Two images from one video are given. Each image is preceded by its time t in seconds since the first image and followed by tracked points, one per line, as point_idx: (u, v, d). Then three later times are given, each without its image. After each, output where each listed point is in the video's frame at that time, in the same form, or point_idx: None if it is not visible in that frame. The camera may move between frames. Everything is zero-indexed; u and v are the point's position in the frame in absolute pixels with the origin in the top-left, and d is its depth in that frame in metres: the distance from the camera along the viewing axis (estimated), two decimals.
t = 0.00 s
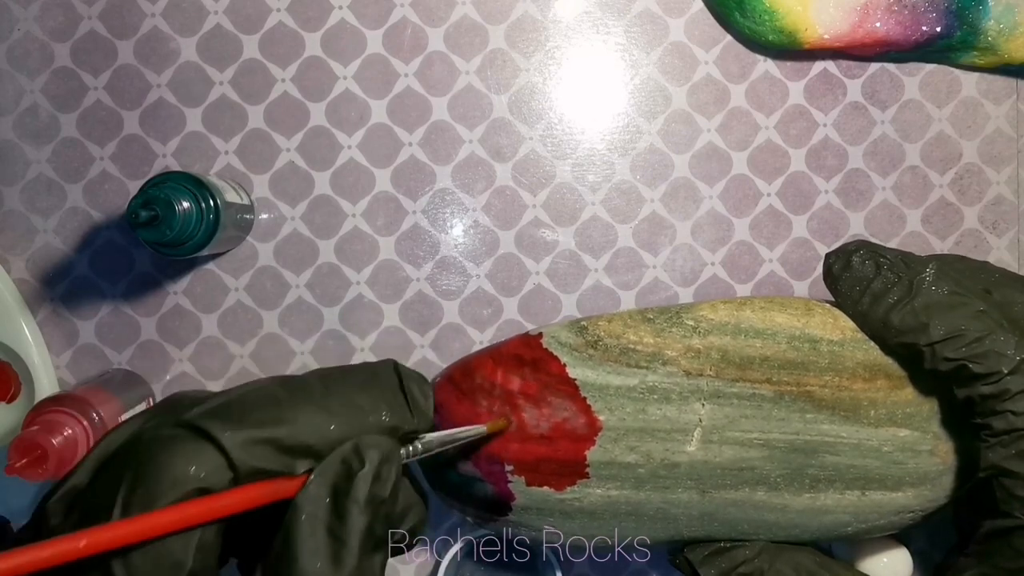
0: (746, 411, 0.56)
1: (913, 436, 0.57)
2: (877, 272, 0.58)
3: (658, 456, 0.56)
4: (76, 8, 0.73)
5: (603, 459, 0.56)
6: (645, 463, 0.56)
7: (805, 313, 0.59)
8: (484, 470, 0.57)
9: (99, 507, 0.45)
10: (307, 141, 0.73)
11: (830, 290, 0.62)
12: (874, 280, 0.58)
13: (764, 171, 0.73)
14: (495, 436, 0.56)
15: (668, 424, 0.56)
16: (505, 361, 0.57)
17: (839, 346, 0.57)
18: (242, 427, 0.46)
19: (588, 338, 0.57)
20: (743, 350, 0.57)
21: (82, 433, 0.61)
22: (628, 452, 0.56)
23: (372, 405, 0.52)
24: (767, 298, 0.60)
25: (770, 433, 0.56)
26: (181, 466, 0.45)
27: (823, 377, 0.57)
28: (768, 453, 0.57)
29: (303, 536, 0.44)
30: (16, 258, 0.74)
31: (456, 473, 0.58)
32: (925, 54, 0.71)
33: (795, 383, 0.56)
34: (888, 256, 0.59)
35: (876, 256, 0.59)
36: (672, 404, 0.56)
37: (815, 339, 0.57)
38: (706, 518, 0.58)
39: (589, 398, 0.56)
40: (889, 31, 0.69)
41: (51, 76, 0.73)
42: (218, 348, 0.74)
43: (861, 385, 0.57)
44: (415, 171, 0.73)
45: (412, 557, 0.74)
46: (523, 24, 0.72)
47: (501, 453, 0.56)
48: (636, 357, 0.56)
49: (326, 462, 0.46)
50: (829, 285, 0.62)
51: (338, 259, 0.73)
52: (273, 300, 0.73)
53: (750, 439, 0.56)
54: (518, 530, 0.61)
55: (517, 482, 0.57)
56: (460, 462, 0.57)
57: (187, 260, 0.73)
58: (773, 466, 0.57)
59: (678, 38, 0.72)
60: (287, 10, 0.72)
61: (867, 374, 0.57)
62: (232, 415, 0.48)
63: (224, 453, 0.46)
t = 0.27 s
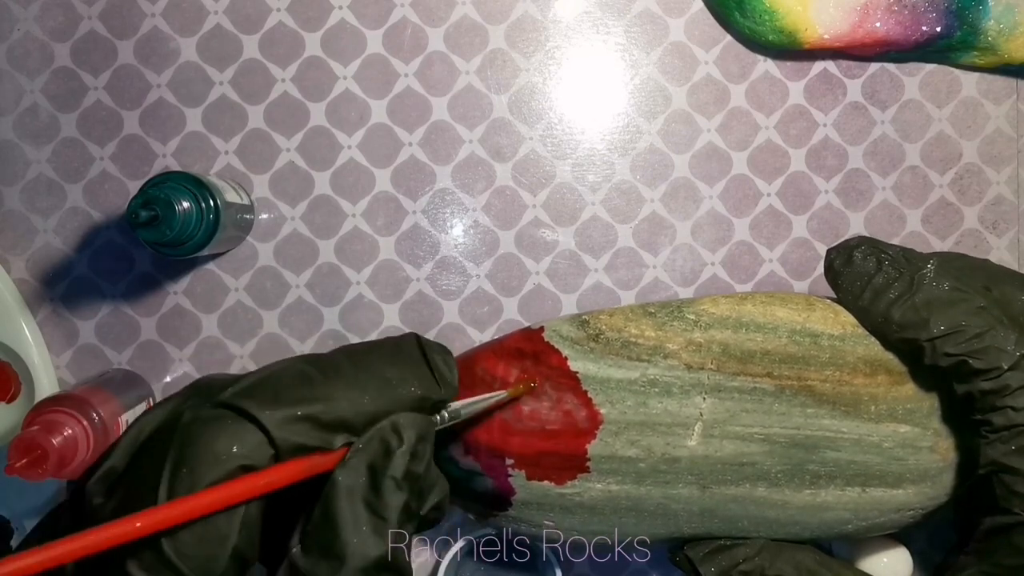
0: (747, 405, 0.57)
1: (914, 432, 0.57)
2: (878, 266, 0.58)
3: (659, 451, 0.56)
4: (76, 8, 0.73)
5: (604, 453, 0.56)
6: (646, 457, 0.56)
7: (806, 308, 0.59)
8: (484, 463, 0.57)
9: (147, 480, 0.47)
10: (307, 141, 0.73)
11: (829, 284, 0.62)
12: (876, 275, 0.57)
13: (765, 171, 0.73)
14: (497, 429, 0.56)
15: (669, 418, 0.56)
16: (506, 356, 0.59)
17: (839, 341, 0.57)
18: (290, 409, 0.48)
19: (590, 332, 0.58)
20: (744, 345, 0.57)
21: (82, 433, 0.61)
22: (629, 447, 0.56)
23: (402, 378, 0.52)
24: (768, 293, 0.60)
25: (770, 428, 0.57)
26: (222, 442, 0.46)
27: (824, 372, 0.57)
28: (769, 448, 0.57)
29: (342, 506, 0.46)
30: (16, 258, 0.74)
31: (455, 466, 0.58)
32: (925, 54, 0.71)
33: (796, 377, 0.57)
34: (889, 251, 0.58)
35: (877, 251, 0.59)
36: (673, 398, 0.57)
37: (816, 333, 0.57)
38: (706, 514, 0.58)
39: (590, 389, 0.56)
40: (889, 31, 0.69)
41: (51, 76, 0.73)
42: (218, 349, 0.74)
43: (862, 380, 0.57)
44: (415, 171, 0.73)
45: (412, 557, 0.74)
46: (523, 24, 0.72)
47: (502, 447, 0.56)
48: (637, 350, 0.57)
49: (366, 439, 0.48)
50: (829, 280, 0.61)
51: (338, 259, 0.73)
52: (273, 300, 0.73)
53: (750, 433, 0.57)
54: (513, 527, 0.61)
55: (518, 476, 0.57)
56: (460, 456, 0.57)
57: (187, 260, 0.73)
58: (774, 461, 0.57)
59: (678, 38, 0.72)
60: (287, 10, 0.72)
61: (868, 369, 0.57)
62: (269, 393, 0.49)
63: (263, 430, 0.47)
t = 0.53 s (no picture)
0: (749, 396, 0.57)
1: (914, 426, 0.58)
2: (880, 260, 0.58)
3: (661, 442, 0.57)
4: (76, 8, 0.73)
5: (606, 444, 0.56)
6: (647, 449, 0.57)
7: (808, 301, 0.60)
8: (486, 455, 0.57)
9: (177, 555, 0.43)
10: (307, 141, 0.73)
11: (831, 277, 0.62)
12: (877, 268, 0.58)
13: (764, 171, 0.73)
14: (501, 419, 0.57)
15: (671, 408, 0.57)
16: (509, 347, 0.59)
17: (840, 333, 0.58)
18: (325, 475, 0.45)
19: (592, 323, 0.59)
20: (746, 336, 0.58)
21: (82, 433, 0.62)
22: (630, 438, 0.57)
23: (443, 442, 0.50)
24: (769, 287, 0.62)
25: (772, 420, 0.57)
26: (257, 509, 0.44)
27: (823, 364, 0.58)
28: (771, 440, 0.57)
29: None
30: (15, 258, 0.74)
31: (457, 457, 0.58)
32: (925, 54, 0.71)
33: (797, 368, 0.58)
34: (890, 245, 0.59)
35: (878, 245, 0.59)
36: (675, 388, 0.57)
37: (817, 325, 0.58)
38: (708, 508, 0.59)
39: (591, 377, 0.57)
40: (889, 31, 0.69)
41: (51, 76, 0.73)
42: (218, 349, 0.74)
43: (863, 372, 0.58)
44: (415, 171, 0.73)
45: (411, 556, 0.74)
46: (523, 24, 0.72)
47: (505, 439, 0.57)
48: (638, 341, 0.58)
49: (404, 505, 0.47)
50: (830, 274, 0.62)
51: (338, 259, 0.73)
52: (273, 300, 0.74)
53: (752, 425, 0.57)
54: (509, 522, 0.61)
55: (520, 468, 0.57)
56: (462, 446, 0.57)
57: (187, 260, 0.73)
58: (776, 454, 0.58)
59: (678, 38, 0.72)
60: (287, 10, 0.72)
61: (868, 361, 0.58)
62: (308, 455, 0.47)
63: (302, 499, 0.45)
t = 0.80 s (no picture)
0: (758, 341, 0.54)
1: (919, 381, 0.55)
2: (884, 221, 0.59)
3: (671, 389, 0.53)
4: (77, 8, 0.73)
5: (617, 388, 0.52)
6: (658, 396, 0.53)
7: (813, 254, 0.58)
8: (494, 399, 0.53)
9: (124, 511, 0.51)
10: (308, 141, 0.73)
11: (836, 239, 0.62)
12: (882, 227, 0.59)
13: (764, 171, 0.73)
14: (510, 363, 0.53)
15: (682, 351, 0.53)
16: (521, 291, 0.56)
17: (844, 283, 0.57)
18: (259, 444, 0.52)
19: (603, 270, 0.56)
20: (756, 282, 0.56)
21: (83, 433, 0.62)
22: (641, 382, 0.53)
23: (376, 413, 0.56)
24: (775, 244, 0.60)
25: (782, 368, 0.54)
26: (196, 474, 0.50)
27: (830, 313, 0.56)
28: (780, 390, 0.54)
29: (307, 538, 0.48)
30: (16, 258, 0.74)
31: (465, 405, 0.54)
32: (924, 54, 0.71)
33: (805, 314, 0.55)
34: (896, 208, 0.60)
35: (885, 208, 0.60)
36: (686, 330, 0.54)
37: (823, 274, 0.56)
38: (716, 468, 0.54)
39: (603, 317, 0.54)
40: (889, 31, 0.70)
41: (51, 76, 0.73)
42: (218, 349, 0.74)
43: (867, 323, 0.56)
44: (415, 171, 0.73)
45: (412, 557, 0.74)
46: (523, 24, 0.72)
47: (513, 381, 0.53)
48: (651, 283, 0.55)
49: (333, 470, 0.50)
50: (836, 233, 0.62)
51: (338, 259, 0.73)
52: (273, 300, 0.74)
53: (762, 372, 0.53)
54: (515, 488, 0.56)
55: (528, 413, 0.53)
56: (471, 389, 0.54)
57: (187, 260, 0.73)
58: (786, 407, 0.54)
59: (678, 38, 0.72)
60: (287, 10, 0.72)
61: (872, 313, 0.56)
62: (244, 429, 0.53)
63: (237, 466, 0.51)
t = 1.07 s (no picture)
0: (743, 308, 0.55)
1: (907, 334, 0.57)
2: (859, 185, 0.62)
3: (665, 365, 0.54)
4: (76, 8, 0.73)
5: (610, 369, 0.53)
6: (652, 374, 0.53)
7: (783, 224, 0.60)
8: (491, 397, 0.54)
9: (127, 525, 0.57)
10: (307, 141, 0.73)
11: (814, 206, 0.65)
12: (856, 192, 0.62)
13: (764, 171, 0.73)
14: (502, 355, 0.54)
15: (671, 327, 0.54)
16: (511, 292, 0.57)
17: (819, 247, 0.59)
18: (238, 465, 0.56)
19: (586, 261, 0.58)
20: (733, 254, 0.58)
21: (82, 434, 0.62)
22: (635, 362, 0.53)
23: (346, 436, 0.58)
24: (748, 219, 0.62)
25: (771, 333, 0.55)
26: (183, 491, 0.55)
27: (809, 276, 0.57)
28: (772, 356, 0.54)
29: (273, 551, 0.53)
30: (16, 258, 0.74)
31: (464, 408, 0.55)
32: (925, 54, 0.71)
33: (785, 279, 0.57)
34: (872, 173, 0.63)
35: (861, 172, 0.63)
36: (672, 306, 0.55)
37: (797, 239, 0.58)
38: (721, 444, 0.54)
39: (590, 302, 0.55)
40: (889, 31, 0.70)
41: (51, 76, 0.73)
42: (218, 349, 0.74)
43: (848, 282, 0.57)
44: (415, 171, 0.73)
45: (412, 557, 0.74)
46: (523, 24, 0.72)
47: (508, 373, 0.53)
48: (631, 266, 0.57)
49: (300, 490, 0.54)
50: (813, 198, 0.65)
51: (338, 259, 0.73)
52: (273, 300, 0.74)
53: (751, 339, 0.54)
54: (527, 489, 0.56)
55: (527, 406, 0.53)
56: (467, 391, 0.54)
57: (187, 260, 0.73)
58: (780, 373, 0.54)
59: (678, 38, 0.72)
60: (287, 10, 0.72)
61: (850, 271, 0.58)
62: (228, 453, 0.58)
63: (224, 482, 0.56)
